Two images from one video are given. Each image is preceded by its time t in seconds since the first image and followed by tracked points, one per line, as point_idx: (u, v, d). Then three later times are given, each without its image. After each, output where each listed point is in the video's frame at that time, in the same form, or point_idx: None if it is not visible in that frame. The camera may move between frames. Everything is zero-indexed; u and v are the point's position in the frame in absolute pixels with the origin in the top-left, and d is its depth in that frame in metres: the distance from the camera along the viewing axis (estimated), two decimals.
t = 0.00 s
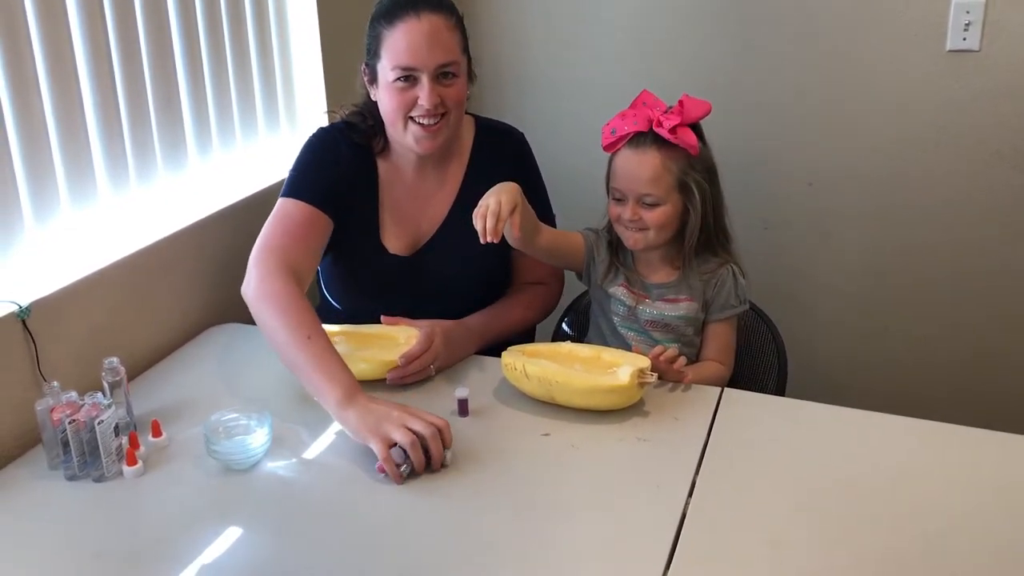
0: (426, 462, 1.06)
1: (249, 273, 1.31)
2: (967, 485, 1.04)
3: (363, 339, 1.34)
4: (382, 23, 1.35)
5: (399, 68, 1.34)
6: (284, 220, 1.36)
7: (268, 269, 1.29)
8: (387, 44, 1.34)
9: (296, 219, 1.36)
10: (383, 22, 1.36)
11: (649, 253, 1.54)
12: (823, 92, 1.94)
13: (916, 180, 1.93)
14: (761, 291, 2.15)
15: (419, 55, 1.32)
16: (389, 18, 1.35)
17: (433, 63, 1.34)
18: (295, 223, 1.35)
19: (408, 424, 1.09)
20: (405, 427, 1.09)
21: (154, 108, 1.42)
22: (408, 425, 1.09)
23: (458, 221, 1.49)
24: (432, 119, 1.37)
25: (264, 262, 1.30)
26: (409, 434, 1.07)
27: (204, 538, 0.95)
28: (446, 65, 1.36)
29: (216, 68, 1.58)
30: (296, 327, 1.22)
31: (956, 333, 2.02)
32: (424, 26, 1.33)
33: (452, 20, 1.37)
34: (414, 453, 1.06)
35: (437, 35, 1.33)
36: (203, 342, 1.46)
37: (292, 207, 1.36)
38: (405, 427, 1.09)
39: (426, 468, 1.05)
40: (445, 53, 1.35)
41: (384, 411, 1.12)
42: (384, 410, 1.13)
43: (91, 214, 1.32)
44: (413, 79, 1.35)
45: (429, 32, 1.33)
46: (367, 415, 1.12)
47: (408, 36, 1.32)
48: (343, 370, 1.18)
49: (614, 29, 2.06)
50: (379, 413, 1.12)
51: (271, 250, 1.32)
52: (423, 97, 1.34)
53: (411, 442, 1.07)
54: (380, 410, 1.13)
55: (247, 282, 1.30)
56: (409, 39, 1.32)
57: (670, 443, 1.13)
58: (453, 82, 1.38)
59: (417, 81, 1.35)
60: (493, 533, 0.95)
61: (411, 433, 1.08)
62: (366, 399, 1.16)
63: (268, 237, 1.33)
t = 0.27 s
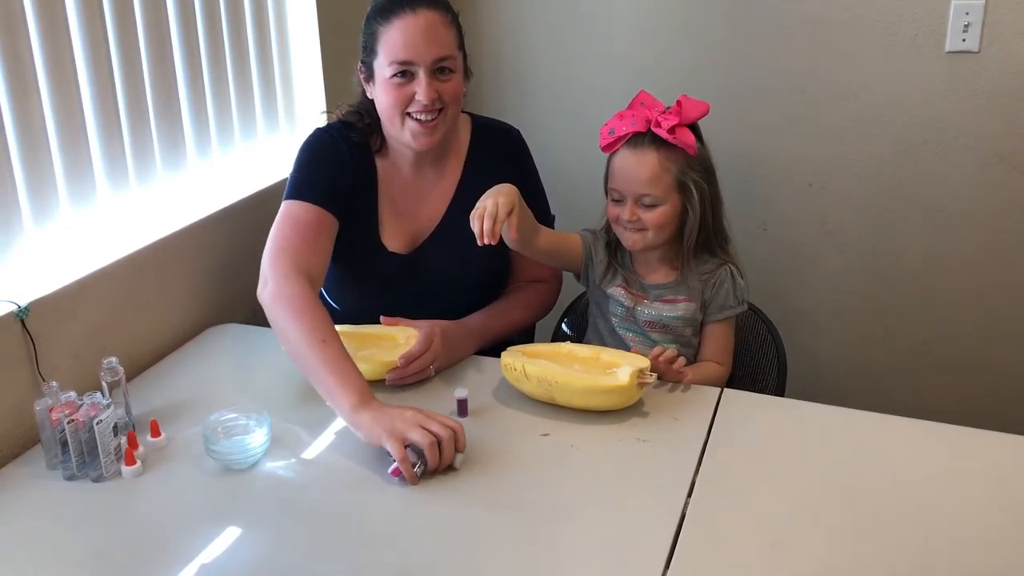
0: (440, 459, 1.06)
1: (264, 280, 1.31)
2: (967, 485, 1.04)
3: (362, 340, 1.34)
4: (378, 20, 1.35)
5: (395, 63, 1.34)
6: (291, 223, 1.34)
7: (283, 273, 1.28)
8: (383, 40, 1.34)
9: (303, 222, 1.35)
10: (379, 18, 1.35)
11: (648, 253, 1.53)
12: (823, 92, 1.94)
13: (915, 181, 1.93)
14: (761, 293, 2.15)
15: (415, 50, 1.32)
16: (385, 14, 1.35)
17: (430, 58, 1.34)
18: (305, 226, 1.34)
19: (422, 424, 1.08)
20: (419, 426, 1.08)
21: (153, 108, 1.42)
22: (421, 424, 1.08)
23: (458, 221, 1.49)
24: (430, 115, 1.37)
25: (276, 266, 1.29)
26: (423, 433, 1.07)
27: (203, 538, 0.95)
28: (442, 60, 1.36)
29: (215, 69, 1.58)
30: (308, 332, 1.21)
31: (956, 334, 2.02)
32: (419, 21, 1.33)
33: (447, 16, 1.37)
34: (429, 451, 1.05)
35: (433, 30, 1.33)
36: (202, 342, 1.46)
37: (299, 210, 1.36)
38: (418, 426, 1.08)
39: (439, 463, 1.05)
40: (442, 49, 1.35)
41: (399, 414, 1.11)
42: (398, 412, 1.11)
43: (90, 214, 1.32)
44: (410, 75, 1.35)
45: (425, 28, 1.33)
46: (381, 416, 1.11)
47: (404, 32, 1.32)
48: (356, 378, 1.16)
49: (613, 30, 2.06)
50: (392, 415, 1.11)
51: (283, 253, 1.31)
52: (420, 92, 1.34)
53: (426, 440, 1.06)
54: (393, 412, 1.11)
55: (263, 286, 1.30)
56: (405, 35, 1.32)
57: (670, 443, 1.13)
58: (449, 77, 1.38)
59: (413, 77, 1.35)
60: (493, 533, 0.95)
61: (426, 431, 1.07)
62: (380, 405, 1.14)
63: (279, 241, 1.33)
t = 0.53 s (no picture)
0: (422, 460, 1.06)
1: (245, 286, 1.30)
2: (961, 490, 1.04)
3: (357, 345, 1.34)
4: (374, 25, 1.35)
5: (392, 68, 1.34)
6: (282, 228, 1.35)
7: (263, 278, 1.28)
8: (380, 45, 1.34)
9: (294, 228, 1.35)
10: (375, 23, 1.36)
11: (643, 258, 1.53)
12: (818, 97, 1.94)
13: (910, 185, 1.94)
14: (757, 297, 2.15)
15: (412, 55, 1.32)
16: (382, 19, 1.35)
17: (426, 63, 1.34)
18: (294, 231, 1.35)
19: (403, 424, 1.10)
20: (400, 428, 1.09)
21: (148, 113, 1.42)
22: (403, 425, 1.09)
23: (453, 226, 1.49)
24: (426, 120, 1.37)
25: (261, 272, 1.29)
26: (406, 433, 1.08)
27: (197, 543, 0.95)
28: (439, 65, 1.36)
29: (211, 74, 1.58)
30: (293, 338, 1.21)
31: (951, 338, 2.02)
32: (416, 27, 1.33)
33: (444, 21, 1.37)
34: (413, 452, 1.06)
35: (430, 35, 1.34)
36: (196, 347, 1.45)
37: (290, 216, 1.36)
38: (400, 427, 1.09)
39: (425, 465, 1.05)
40: (438, 53, 1.35)
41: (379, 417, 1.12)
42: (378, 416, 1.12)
43: (85, 218, 1.31)
44: (406, 80, 1.35)
45: (421, 33, 1.33)
46: (363, 420, 1.11)
47: (401, 37, 1.32)
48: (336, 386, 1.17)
49: (609, 34, 2.06)
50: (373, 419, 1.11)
51: (268, 258, 1.31)
52: (416, 97, 1.34)
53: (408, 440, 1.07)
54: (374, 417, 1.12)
55: (244, 292, 1.29)
56: (402, 40, 1.32)
57: (665, 448, 1.13)
58: (446, 82, 1.38)
59: (410, 82, 1.35)
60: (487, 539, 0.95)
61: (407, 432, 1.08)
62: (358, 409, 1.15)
63: (263, 247, 1.33)
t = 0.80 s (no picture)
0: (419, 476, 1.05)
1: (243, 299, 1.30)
2: (953, 499, 1.04)
3: (351, 354, 1.33)
4: (367, 35, 1.36)
5: (384, 78, 1.34)
6: (276, 239, 1.35)
7: (258, 290, 1.28)
8: (372, 55, 1.35)
9: (287, 238, 1.36)
10: (368, 33, 1.36)
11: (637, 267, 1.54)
12: (811, 106, 1.95)
13: (903, 194, 1.94)
14: (751, 306, 2.15)
15: (404, 65, 1.33)
16: (374, 29, 1.35)
17: (419, 72, 1.34)
18: (288, 242, 1.35)
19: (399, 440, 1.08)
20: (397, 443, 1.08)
21: (142, 122, 1.42)
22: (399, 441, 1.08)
23: (447, 235, 1.49)
24: (419, 129, 1.37)
25: (258, 284, 1.29)
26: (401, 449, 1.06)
27: (189, 553, 0.94)
28: (431, 74, 1.36)
29: (205, 83, 1.58)
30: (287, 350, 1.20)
31: (946, 347, 2.02)
32: (408, 36, 1.33)
33: (436, 30, 1.38)
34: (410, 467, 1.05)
35: (422, 44, 1.34)
36: (190, 357, 1.45)
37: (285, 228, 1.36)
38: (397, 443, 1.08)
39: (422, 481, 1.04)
40: (430, 63, 1.35)
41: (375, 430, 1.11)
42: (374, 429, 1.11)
43: (78, 227, 1.31)
44: (399, 90, 1.35)
45: (413, 42, 1.33)
46: (357, 435, 1.10)
47: (393, 47, 1.33)
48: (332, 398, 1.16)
49: (603, 44, 2.07)
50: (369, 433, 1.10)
51: (265, 269, 1.31)
52: (409, 106, 1.34)
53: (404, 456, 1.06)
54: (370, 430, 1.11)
55: (242, 304, 1.30)
56: (394, 49, 1.33)
57: (659, 458, 1.13)
58: (439, 91, 1.39)
59: (403, 91, 1.35)
60: (480, 549, 0.95)
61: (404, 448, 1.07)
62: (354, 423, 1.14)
63: (259, 258, 1.33)
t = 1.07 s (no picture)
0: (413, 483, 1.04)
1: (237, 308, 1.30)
2: (950, 508, 1.04)
3: (347, 362, 1.33)
4: (363, 42, 1.36)
5: (380, 86, 1.34)
6: (271, 247, 1.35)
7: (253, 298, 1.28)
8: (368, 63, 1.35)
9: (281, 246, 1.35)
10: (364, 41, 1.36)
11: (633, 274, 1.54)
12: (807, 114, 1.96)
13: (899, 202, 1.94)
14: (748, 313, 2.15)
15: (400, 72, 1.33)
16: (370, 37, 1.36)
17: (415, 80, 1.34)
18: (283, 250, 1.35)
19: (391, 447, 1.08)
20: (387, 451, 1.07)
21: (138, 128, 1.42)
22: (390, 448, 1.07)
23: (443, 243, 1.49)
24: (415, 137, 1.37)
25: (251, 292, 1.29)
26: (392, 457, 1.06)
27: (182, 562, 0.94)
28: (427, 82, 1.36)
29: (202, 90, 1.58)
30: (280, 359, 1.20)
31: (942, 355, 2.02)
32: (404, 44, 1.33)
33: (432, 38, 1.38)
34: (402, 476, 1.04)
35: (418, 51, 1.34)
36: (185, 364, 1.45)
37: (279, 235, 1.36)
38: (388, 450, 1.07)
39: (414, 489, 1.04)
40: (426, 70, 1.35)
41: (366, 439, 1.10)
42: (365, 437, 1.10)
43: (73, 234, 1.31)
44: (394, 97, 1.35)
45: (409, 50, 1.33)
46: (349, 446, 1.09)
47: (389, 54, 1.33)
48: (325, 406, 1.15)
49: (600, 51, 2.07)
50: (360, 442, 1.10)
51: (259, 278, 1.31)
52: (405, 114, 1.34)
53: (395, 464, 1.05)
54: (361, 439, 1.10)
55: (237, 313, 1.29)
56: (390, 57, 1.33)
57: (654, 466, 1.13)
58: (435, 99, 1.39)
59: (399, 99, 1.35)
60: (475, 559, 0.94)
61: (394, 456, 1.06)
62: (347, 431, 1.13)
63: (254, 267, 1.33)
